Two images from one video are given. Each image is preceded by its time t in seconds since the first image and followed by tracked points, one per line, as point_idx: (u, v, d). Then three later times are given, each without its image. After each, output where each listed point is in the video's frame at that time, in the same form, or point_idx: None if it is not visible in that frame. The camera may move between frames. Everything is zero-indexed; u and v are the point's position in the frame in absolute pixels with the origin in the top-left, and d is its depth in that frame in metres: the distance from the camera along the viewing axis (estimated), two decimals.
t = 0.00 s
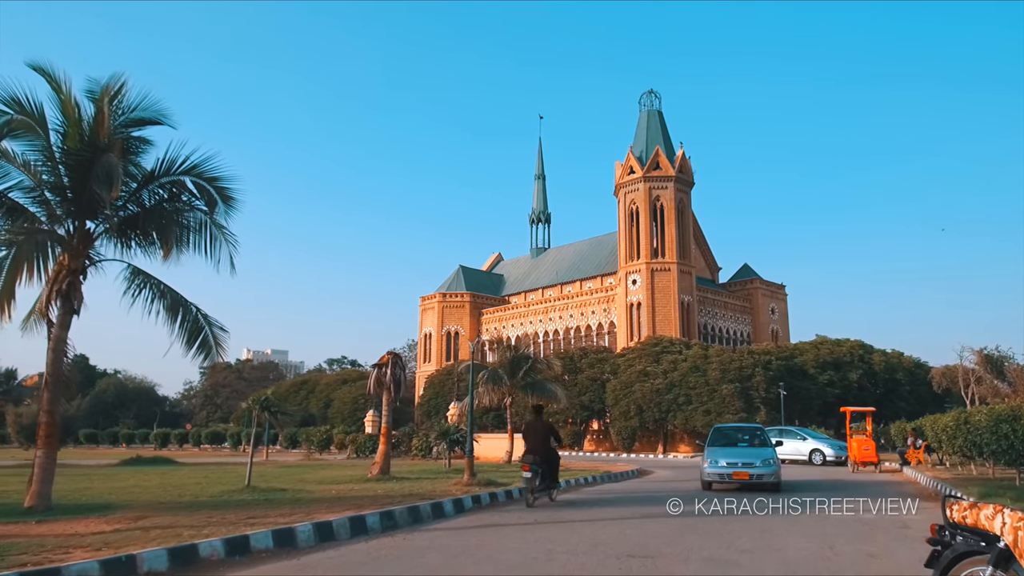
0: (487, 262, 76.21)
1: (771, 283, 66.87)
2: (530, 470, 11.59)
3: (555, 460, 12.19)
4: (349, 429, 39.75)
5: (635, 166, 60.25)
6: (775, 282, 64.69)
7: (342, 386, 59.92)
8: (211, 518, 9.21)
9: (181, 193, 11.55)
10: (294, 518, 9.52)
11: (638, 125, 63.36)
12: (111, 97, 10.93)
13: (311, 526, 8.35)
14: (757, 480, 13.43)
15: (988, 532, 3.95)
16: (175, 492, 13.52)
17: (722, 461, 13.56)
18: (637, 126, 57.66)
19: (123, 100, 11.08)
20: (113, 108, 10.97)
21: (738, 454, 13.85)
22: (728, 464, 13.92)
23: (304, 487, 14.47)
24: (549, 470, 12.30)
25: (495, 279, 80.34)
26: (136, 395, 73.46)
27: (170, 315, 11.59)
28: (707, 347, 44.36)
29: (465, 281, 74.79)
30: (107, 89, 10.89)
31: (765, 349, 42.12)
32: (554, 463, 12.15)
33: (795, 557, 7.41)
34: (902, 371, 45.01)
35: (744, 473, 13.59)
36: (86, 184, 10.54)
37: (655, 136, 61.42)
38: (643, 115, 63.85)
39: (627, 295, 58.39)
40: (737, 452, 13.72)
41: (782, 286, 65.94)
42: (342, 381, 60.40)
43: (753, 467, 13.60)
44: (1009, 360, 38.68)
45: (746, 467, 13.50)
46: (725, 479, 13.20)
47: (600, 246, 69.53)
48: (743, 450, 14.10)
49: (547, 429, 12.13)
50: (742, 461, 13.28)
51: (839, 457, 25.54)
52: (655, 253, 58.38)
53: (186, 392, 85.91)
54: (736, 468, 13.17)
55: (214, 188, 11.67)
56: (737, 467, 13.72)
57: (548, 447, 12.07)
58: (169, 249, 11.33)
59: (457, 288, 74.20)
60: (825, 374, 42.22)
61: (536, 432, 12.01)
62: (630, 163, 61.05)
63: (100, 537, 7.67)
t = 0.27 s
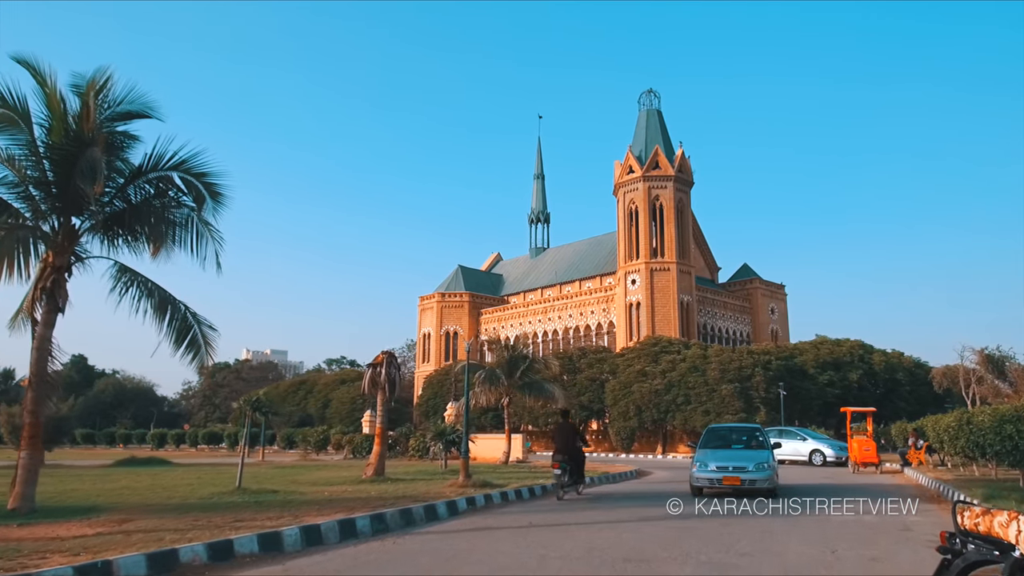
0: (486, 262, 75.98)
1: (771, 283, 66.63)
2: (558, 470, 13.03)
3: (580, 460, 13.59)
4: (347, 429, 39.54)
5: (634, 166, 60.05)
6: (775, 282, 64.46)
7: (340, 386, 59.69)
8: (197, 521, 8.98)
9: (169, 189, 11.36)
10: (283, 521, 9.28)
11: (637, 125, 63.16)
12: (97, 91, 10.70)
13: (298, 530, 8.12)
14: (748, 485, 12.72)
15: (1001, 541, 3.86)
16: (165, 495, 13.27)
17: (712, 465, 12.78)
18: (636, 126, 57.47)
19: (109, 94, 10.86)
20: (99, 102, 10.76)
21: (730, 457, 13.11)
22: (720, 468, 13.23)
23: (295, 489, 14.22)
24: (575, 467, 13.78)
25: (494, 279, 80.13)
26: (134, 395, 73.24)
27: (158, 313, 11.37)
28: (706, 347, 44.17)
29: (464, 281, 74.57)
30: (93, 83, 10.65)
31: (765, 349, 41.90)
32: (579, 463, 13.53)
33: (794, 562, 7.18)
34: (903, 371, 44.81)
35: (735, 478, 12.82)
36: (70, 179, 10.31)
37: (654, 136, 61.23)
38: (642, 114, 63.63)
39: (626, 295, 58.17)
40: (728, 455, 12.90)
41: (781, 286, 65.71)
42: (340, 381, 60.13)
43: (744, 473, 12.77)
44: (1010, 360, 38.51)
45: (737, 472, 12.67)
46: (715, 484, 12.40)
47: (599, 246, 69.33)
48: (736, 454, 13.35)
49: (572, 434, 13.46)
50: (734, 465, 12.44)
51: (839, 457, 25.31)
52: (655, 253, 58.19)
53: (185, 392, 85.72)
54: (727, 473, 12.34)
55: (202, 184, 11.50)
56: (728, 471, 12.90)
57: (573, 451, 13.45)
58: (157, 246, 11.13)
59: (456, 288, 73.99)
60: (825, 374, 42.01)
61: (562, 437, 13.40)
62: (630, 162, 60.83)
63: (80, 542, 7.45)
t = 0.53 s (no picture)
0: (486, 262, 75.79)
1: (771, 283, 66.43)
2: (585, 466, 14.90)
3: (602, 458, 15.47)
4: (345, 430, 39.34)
5: (634, 165, 59.87)
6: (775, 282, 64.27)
7: (339, 386, 59.50)
8: (183, 524, 8.78)
9: (158, 186, 11.18)
10: (271, 524, 9.07)
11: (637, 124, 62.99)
12: (84, 85, 10.52)
13: (285, 533, 7.92)
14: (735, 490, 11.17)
15: (1012, 548, 4.02)
16: (155, 496, 13.08)
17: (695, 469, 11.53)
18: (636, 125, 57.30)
19: (96, 89, 10.69)
20: (86, 97, 10.58)
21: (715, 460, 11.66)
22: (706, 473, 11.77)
23: (287, 490, 14.00)
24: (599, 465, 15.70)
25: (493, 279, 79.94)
26: (133, 395, 73.06)
27: (147, 311, 11.12)
28: (706, 347, 44.00)
29: (463, 281, 74.38)
30: (80, 77, 10.46)
31: (765, 349, 41.68)
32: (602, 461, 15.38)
33: (795, 566, 6.99)
34: (903, 371, 44.64)
35: (722, 482, 11.52)
36: (57, 174, 10.12)
37: (654, 135, 61.06)
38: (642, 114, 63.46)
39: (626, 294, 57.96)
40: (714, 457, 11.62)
41: (781, 285, 65.51)
42: (339, 381, 59.93)
43: (732, 476, 11.51)
44: (1012, 360, 38.32)
45: (723, 476, 11.41)
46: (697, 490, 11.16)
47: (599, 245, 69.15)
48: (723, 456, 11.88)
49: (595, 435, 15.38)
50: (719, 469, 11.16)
51: (840, 458, 25.11)
52: (654, 252, 58.00)
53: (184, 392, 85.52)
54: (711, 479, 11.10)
55: (191, 180, 11.36)
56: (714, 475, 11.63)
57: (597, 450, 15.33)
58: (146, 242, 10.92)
59: (455, 288, 73.80)
60: (826, 374, 41.79)
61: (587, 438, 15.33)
62: (629, 162, 60.62)
63: (60, 545, 7.26)
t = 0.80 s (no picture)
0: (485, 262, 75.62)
1: (771, 282, 66.19)
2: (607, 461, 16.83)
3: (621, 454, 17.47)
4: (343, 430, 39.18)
5: (634, 164, 59.65)
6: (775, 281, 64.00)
7: (338, 386, 59.33)
8: (167, 524, 8.57)
9: (146, 181, 10.99)
10: (257, 524, 8.86)
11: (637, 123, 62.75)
12: (68, 77, 10.32)
13: (270, 534, 7.70)
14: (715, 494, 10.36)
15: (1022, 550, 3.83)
16: (143, 495, 12.88)
17: (674, 470, 10.83)
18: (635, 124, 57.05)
19: (82, 82, 10.50)
20: (71, 89, 10.38)
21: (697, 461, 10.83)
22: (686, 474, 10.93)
23: (278, 490, 13.79)
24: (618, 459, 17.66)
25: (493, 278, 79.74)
26: (133, 395, 72.91)
27: (134, 308, 10.89)
28: (706, 346, 43.80)
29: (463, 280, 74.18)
30: (65, 69, 10.25)
31: (766, 348, 41.45)
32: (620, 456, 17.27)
33: (791, 568, 6.78)
34: (904, 370, 44.42)
35: (703, 485, 10.66)
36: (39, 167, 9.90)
37: (654, 134, 60.82)
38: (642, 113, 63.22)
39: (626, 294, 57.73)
40: (696, 457, 10.93)
41: (782, 285, 65.28)
42: (338, 380, 59.73)
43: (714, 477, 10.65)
44: (1014, 359, 38.04)
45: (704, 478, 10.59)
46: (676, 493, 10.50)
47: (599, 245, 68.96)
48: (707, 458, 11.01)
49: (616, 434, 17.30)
50: (699, 470, 10.47)
51: (840, 458, 24.89)
52: (654, 252, 57.78)
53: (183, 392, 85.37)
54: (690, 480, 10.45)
55: (179, 174, 11.17)
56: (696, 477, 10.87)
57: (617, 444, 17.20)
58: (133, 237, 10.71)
59: (455, 287, 73.61)
60: (826, 373, 41.55)
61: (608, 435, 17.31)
62: (629, 161, 60.41)
63: (36, 547, 7.07)
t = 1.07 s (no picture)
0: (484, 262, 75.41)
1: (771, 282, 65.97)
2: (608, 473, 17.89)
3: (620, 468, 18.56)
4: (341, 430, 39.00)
5: (633, 164, 59.43)
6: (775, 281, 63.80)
7: (336, 386, 59.12)
8: (149, 529, 8.36)
9: (133, 177, 10.78)
10: (242, 528, 8.66)
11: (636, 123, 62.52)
12: (52, 71, 10.11)
13: (253, 539, 7.50)
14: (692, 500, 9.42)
15: None
16: (130, 498, 12.67)
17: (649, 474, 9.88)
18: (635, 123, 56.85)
19: (66, 75, 10.29)
20: (54, 83, 10.15)
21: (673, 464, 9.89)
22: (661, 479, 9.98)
23: (269, 492, 13.61)
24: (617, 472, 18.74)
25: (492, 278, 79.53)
26: (132, 395, 72.70)
27: (120, 307, 10.67)
28: (706, 346, 43.57)
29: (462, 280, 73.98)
30: (48, 62, 10.04)
31: (765, 348, 41.23)
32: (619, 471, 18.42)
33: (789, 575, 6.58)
34: (904, 370, 44.22)
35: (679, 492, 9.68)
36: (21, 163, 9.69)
37: (654, 133, 60.60)
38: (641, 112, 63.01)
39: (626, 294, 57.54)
40: (673, 460, 10.02)
41: (782, 285, 65.05)
42: (337, 380, 59.53)
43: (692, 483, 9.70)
44: (1015, 359, 37.83)
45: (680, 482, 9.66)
46: (649, 499, 9.64)
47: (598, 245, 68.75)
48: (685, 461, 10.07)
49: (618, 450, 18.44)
50: (674, 475, 9.58)
51: (840, 459, 24.68)
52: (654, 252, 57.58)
53: (182, 392, 85.18)
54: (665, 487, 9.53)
55: (166, 170, 10.97)
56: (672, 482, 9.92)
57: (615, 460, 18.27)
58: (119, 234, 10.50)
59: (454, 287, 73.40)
60: (826, 373, 41.32)
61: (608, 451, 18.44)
62: (628, 161, 60.18)
63: (10, 552, 6.86)
